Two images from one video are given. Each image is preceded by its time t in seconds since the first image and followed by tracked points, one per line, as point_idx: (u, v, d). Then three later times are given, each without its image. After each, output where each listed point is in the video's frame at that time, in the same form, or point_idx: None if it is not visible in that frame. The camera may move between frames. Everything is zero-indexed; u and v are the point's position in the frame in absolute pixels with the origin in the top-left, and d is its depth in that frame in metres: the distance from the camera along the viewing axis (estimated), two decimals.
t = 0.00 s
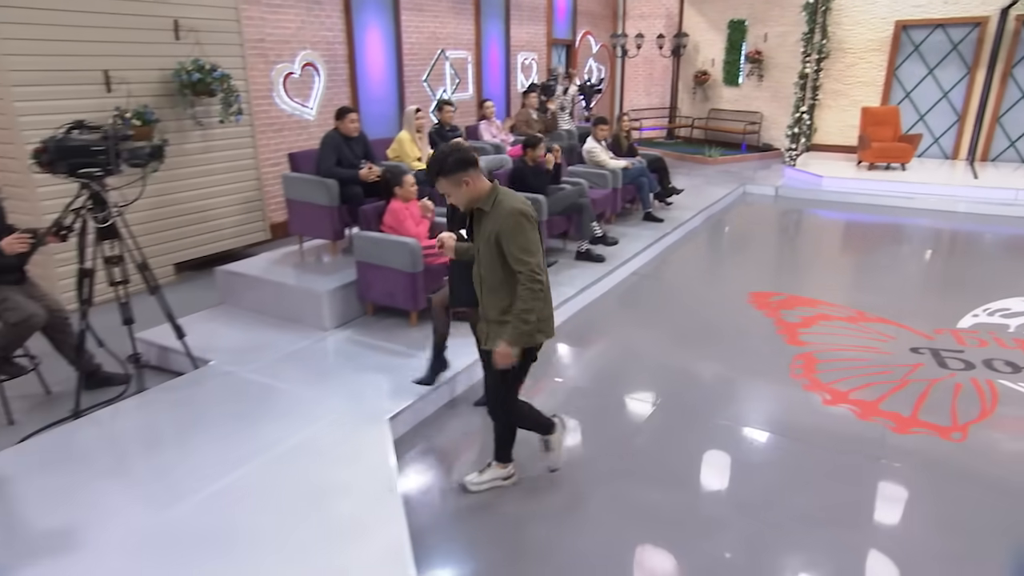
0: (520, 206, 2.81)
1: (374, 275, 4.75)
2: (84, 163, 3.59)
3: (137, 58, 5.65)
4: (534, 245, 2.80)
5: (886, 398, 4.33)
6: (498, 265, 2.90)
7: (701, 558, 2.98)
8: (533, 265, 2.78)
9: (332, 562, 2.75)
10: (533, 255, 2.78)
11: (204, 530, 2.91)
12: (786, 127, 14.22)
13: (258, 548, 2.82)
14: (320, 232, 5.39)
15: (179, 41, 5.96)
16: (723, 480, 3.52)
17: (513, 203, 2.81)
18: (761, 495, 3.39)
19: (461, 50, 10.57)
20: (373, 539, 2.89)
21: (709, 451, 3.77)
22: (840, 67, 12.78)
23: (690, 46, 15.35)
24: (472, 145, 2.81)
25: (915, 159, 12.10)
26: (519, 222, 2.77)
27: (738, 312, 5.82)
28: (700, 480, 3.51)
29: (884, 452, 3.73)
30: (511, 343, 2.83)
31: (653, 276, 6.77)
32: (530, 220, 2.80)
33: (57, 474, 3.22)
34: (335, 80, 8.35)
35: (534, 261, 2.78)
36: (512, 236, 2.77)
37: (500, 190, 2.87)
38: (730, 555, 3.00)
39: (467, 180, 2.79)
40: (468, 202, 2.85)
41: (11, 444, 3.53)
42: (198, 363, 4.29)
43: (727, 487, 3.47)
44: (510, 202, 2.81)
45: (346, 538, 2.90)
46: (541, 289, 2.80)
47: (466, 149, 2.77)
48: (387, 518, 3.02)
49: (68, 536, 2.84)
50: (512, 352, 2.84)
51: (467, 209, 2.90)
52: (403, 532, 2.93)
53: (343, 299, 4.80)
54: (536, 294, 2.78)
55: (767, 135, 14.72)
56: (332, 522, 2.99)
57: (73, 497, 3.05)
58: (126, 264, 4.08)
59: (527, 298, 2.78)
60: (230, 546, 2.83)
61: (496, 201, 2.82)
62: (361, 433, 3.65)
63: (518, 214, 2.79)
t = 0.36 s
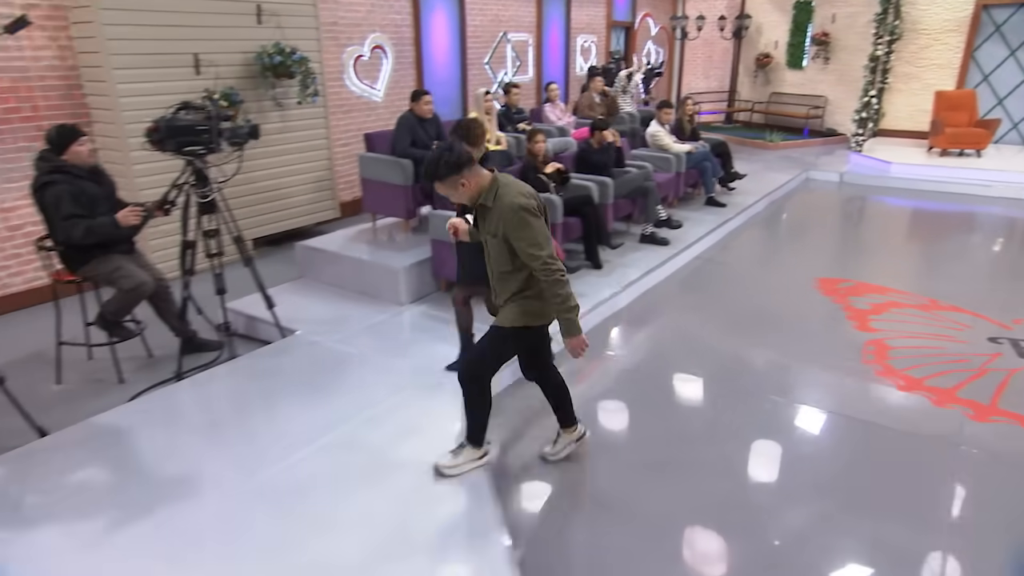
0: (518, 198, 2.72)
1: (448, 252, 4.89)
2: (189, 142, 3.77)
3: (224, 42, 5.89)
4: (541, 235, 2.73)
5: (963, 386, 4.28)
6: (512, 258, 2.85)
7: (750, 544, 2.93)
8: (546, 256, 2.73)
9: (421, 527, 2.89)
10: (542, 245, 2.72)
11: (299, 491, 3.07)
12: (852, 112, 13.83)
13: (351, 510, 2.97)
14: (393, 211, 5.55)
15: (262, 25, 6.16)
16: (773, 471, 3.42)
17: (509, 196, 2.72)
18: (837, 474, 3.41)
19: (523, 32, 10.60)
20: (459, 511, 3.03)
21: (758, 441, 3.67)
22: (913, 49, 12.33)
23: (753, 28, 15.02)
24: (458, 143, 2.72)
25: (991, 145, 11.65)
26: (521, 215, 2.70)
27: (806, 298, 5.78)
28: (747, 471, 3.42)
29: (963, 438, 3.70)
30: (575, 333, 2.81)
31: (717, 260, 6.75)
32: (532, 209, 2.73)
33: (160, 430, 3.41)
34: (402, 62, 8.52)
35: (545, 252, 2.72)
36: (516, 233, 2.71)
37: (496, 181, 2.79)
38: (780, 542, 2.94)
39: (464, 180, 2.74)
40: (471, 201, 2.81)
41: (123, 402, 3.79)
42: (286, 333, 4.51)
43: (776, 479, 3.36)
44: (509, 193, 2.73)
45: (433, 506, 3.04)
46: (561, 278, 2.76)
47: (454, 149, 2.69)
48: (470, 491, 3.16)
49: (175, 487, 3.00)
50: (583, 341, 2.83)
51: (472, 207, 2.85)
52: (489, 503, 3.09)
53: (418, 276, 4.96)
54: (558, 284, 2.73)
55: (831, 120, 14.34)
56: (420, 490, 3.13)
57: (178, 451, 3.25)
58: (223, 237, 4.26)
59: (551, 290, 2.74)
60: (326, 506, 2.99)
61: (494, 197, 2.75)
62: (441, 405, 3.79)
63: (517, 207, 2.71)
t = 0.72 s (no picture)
0: (542, 157, 2.59)
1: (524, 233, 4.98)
2: (286, 123, 3.90)
3: (309, 25, 6.03)
4: (548, 201, 2.59)
5: None
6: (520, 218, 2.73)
7: (806, 534, 2.90)
8: (541, 222, 2.59)
9: (516, 484, 2.91)
10: (546, 211, 2.59)
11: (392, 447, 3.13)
12: (930, 98, 13.29)
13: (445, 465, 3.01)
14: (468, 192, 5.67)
15: (344, 9, 6.26)
16: (828, 465, 3.35)
17: (536, 153, 2.60)
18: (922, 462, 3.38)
19: (590, 16, 10.52)
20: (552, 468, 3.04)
21: (814, 434, 3.59)
22: (1001, 31, 11.75)
23: (826, 11, 14.53)
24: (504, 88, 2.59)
25: None
26: (537, 173, 2.57)
27: (883, 287, 5.67)
28: (802, 463, 3.36)
29: None
30: (502, 297, 2.72)
31: (789, 248, 6.66)
32: (550, 173, 2.59)
33: (254, 393, 3.53)
34: (472, 46, 8.61)
35: (545, 218, 2.59)
36: (528, 189, 2.59)
37: (527, 137, 2.66)
38: (837, 534, 2.89)
39: (492, 124, 2.60)
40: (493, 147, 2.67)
41: (222, 366, 4.01)
42: (369, 306, 4.67)
43: (832, 472, 3.29)
44: (534, 152, 2.61)
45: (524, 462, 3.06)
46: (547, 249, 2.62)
47: (496, 90, 2.56)
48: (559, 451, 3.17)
49: (275, 440, 3.10)
50: (502, 309, 2.74)
51: (491, 154, 2.71)
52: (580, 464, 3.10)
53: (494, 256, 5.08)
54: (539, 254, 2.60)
55: (906, 107, 13.82)
56: (509, 449, 3.16)
57: (274, 411, 3.36)
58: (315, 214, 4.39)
59: (531, 257, 2.62)
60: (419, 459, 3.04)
61: (520, 150, 2.63)
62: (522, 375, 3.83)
63: (538, 164, 2.58)
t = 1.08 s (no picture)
0: (547, 149, 2.49)
1: (594, 223, 5.04)
2: (372, 112, 4.04)
3: (386, 16, 6.14)
4: (549, 194, 2.49)
5: None
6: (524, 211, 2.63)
7: (862, 535, 2.86)
8: (543, 214, 2.49)
9: (591, 463, 2.90)
10: (544, 203, 2.48)
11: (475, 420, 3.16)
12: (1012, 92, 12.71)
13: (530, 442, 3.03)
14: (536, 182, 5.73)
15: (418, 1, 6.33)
16: (886, 467, 3.28)
17: (540, 145, 2.50)
18: (1006, 463, 3.30)
19: (654, 7, 10.37)
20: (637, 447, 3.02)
21: (870, 438, 3.51)
22: None
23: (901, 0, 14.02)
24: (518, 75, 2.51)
25: None
26: (538, 163, 2.48)
27: (962, 286, 5.52)
28: (859, 463, 3.30)
29: None
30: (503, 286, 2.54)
31: (861, 244, 6.53)
32: (552, 166, 2.49)
33: (338, 368, 3.67)
34: (538, 37, 8.66)
35: (542, 210, 2.48)
36: (529, 179, 2.49)
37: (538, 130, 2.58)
38: (896, 537, 2.84)
39: (502, 111, 2.52)
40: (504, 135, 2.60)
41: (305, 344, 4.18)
42: (443, 291, 4.77)
43: (890, 474, 3.23)
44: (539, 143, 2.51)
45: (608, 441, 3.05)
46: (542, 242, 2.51)
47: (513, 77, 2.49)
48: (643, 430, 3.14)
49: (362, 417, 3.19)
50: (503, 296, 2.55)
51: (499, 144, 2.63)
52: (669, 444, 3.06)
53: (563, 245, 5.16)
54: (533, 244, 2.50)
55: (985, 101, 13.25)
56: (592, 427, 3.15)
57: (358, 386, 3.47)
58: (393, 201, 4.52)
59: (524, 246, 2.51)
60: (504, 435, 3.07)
61: (526, 141, 2.53)
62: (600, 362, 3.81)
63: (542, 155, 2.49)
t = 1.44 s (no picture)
0: (572, 149, 2.52)
1: (668, 222, 5.05)
2: (456, 109, 4.15)
3: (462, 15, 6.25)
4: (583, 193, 2.51)
5: None
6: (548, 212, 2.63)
7: (929, 548, 2.79)
8: (578, 214, 2.48)
9: (652, 463, 2.92)
10: (581, 202, 2.49)
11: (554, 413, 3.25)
12: None
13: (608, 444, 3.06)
14: (608, 179, 5.75)
15: None
16: (955, 482, 3.18)
17: (565, 144, 2.53)
18: None
19: (724, 5, 10.16)
20: (720, 452, 3.03)
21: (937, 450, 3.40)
22: None
23: None
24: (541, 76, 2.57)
25: None
26: (569, 163, 2.48)
27: None
28: (926, 475, 3.22)
29: None
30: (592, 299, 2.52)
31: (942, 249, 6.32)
32: (581, 166, 2.52)
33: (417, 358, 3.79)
34: (607, 35, 8.61)
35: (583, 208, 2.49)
36: (561, 179, 2.48)
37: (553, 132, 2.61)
38: (966, 553, 2.76)
39: (524, 110, 2.56)
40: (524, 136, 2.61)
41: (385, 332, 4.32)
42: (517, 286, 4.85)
43: (960, 489, 3.13)
44: (563, 143, 2.54)
45: (689, 446, 3.07)
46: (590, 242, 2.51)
47: (533, 78, 2.53)
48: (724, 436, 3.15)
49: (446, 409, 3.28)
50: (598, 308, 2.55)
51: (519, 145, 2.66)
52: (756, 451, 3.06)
53: (636, 244, 5.19)
54: (586, 244, 2.47)
55: None
56: (673, 431, 3.17)
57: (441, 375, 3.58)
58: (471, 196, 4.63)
59: (577, 248, 2.48)
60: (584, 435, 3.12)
61: (548, 142, 2.56)
62: (671, 365, 3.83)
63: (571, 155, 2.51)
